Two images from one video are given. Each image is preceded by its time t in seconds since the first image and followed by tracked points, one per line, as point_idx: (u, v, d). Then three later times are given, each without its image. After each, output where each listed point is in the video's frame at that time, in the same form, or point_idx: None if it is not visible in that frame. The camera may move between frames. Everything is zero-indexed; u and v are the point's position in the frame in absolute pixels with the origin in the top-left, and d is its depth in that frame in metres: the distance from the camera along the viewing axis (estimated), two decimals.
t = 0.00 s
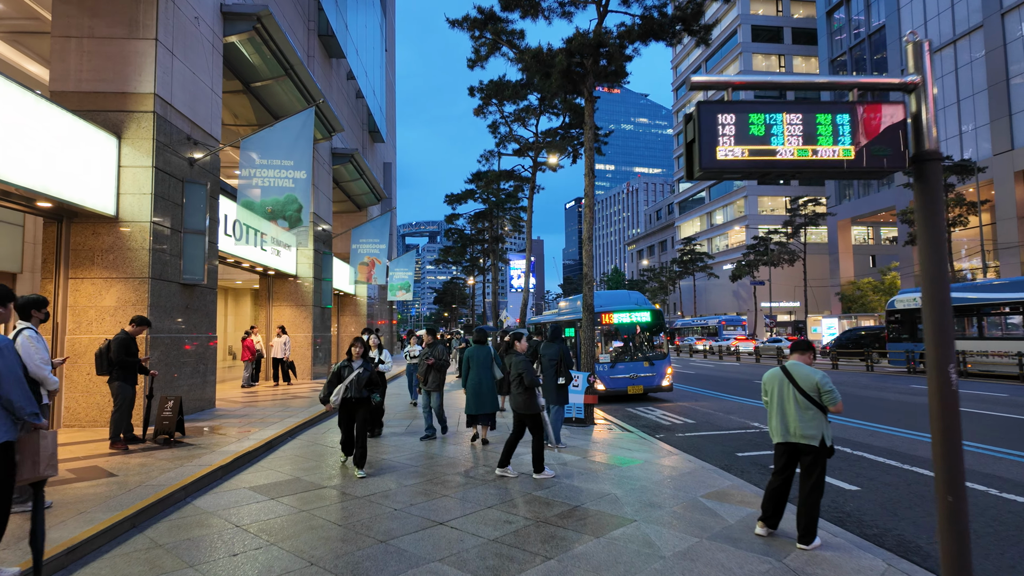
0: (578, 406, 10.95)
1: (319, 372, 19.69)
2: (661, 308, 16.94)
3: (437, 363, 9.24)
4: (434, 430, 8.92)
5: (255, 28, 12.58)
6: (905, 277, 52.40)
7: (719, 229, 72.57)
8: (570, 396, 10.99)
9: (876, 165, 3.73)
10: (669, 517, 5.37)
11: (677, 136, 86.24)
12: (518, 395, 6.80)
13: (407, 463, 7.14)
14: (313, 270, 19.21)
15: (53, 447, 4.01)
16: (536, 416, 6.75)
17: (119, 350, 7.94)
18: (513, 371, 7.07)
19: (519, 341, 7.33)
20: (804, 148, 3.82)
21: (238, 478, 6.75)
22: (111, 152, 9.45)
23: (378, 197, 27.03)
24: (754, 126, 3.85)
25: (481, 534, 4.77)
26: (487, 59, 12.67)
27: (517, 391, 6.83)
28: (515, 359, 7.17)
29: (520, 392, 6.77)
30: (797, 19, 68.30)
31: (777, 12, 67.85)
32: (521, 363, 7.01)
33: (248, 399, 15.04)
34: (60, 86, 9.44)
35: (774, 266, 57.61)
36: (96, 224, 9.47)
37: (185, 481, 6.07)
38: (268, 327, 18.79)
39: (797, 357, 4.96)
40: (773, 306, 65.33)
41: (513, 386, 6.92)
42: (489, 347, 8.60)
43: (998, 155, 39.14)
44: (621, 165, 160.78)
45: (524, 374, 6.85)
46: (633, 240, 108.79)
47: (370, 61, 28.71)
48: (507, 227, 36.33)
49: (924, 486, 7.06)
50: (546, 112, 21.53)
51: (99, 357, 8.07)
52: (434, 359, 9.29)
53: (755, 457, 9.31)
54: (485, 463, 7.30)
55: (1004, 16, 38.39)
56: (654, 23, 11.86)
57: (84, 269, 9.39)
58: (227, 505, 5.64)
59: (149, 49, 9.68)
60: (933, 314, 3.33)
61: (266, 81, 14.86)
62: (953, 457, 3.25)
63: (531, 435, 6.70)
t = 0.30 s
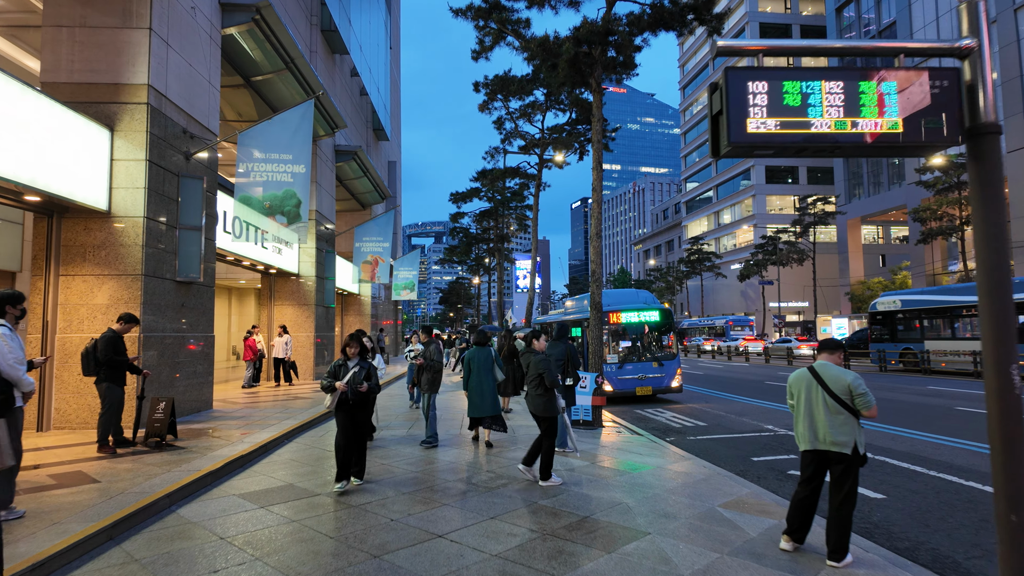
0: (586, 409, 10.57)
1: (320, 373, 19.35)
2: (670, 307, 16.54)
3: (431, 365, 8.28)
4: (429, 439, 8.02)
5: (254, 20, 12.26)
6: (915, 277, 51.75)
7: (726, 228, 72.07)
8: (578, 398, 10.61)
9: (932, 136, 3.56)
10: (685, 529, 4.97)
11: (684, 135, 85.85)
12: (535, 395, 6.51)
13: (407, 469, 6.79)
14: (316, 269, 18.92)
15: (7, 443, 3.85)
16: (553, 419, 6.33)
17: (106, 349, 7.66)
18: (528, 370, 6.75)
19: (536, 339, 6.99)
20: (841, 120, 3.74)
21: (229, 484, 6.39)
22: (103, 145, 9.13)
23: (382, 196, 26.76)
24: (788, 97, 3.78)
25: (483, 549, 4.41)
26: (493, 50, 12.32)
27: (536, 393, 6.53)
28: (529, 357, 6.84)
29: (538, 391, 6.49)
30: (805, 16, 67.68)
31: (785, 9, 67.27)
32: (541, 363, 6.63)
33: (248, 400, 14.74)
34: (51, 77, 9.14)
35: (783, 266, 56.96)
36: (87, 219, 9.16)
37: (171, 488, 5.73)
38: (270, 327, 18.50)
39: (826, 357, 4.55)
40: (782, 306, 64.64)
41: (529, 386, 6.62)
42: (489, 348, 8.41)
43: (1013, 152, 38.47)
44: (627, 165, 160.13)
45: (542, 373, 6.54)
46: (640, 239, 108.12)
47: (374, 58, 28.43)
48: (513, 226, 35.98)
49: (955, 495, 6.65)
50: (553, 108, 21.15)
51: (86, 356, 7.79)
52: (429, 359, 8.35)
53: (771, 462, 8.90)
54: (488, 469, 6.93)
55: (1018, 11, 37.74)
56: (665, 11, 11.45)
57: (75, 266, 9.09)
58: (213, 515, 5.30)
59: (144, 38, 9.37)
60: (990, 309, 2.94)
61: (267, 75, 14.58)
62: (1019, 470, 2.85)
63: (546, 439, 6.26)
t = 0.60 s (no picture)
0: (587, 414, 10.25)
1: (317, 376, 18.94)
2: (673, 309, 16.17)
3: (416, 372, 7.65)
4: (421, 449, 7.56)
5: (246, 14, 11.92)
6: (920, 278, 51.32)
7: (728, 230, 71.71)
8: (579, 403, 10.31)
9: (975, 116, 5.34)
10: (695, 549, 4.61)
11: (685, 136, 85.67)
12: (541, 400, 6.16)
13: (399, 481, 6.43)
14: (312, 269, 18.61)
15: None
16: (556, 428, 6.03)
17: (85, 353, 7.34)
18: (534, 375, 6.43)
19: (546, 343, 6.58)
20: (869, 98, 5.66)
21: (209, 497, 6.04)
22: (85, 142, 8.78)
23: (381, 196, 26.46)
24: (823, 78, 5.75)
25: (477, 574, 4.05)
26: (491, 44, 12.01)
27: (543, 400, 6.16)
28: (537, 361, 6.48)
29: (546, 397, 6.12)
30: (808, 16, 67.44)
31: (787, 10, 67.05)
32: (552, 368, 6.22)
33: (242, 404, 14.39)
34: (32, 71, 8.81)
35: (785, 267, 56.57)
36: (70, 218, 8.82)
37: (145, 504, 5.39)
38: (265, 329, 18.16)
39: (850, 365, 4.17)
40: (784, 307, 64.19)
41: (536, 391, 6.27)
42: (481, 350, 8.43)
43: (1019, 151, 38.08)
44: (629, 166, 159.83)
45: (551, 380, 6.15)
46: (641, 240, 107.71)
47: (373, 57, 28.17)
48: (513, 227, 35.63)
49: (980, 508, 6.27)
50: (553, 106, 20.81)
51: (63, 361, 7.46)
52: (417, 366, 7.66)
53: (781, 470, 8.52)
54: (484, 480, 6.56)
55: None
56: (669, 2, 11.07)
57: (56, 267, 8.75)
58: (188, 533, 4.94)
59: (129, 31, 9.04)
60: None
61: (261, 72, 14.27)
62: None
63: (549, 449, 5.97)
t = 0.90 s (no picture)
0: (588, 416, 9.80)
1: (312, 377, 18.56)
2: (675, 308, 15.80)
3: (393, 375, 7.11)
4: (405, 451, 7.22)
5: (236, 3, 11.56)
6: (923, 277, 50.90)
7: (729, 230, 71.35)
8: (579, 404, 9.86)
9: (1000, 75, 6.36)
10: (702, 562, 4.25)
11: (685, 136, 85.44)
12: (545, 396, 5.80)
13: (387, 487, 6.08)
14: (307, 268, 18.26)
15: None
16: (559, 431, 5.63)
17: (62, 352, 7.00)
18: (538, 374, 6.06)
19: (551, 340, 6.19)
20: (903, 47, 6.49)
21: (184, 505, 5.66)
22: (64, 132, 8.42)
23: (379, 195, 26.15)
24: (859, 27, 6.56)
25: None
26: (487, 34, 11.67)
27: (546, 401, 5.77)
28: (541, 359, 6.09)
29: (550, 397, 5.74)
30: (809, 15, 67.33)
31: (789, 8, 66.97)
32: (555, 368, 5.84)
33: (233, 405, 14.02)
34: (9, 58, 8.48)
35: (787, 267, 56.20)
36: (47, 211, 8.46)
37: (112, 511, 5.02)
38: (259, 329, 17.82)
39: (871, 362, 3.81)
40: (786, 307, 63.76)
41: (540, 389, 5.90)
42: (475, 351, 8.27)
43: None
44: (630, 167, 159.51)
45: (555, 380, 5.77)
46: (642, 241, 107.38)
47: (371, 55, 27.89)
48: (513, 226, 35.28)
49: (1004, 516, 5.90)
50: (554, 102, 20.45)
51: (39, 360, 7.10)
52: (396, 369, 7.10)
53: (789, 474, 8.15)
54: (477, 486, 6.20)
55: None
56: None
57: (33, 262, 8.40)
58: (155, 545, 4.59)
59: (109, 17, 8.69)
60: None
61: (253, 64, 13.93)
62: None
63: (550, 452, 5.61)
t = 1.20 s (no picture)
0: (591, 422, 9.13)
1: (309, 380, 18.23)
2: (679, 309, 15.42)
3: (373, 381, 6.76)
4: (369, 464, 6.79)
5: None
6: (930, 278, 50.41)
7: (734, 230, 70.87)
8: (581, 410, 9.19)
9: None
10: None
11: (689, 135, 85.01)
12: (559, 401, 5.50)
13: (377, 500, 5.74)
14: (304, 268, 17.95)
15: None
16: (573, 441, 5.26)
17: (43, 356, 6.64)
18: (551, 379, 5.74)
19: (562, 344, 5.91)
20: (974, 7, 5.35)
21: (161, 519, 5.33)
22: (46, 127, 8.09)
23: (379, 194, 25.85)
24: None
25: None
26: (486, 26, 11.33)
27: (560, 408, 5.46)
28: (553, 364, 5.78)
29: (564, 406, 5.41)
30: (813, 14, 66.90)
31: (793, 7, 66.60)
32: (568, 373, 5.52)
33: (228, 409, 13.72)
34: None
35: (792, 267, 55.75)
36: (28, 210, 8.16)
37: (80, 528, 4.68)
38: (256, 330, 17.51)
39: (904, 370, 3.45)
40: (791, 308, 63.31)
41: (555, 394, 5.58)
42: (473, 350, 8.18)
43: None
44: (633, 167, 159.12)
45: (566, 386, 5.46)
46: (645, 241, 106.97)
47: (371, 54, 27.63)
48: (515, 226, 34.99)
49: None
50: (556, 99, 20.12)
51: (19, 366, 6.72)
52: (377, 375, 6.72)
53: (801, 483, 7.77)
54: (473, 498, 5.84)
55: None
56: None
57: (14, 263, 8.10)
58: (124, 566, 4.26)
59: (93, 8, 8.38)
60: None
61: (248, 60, 13.63)
62: None
63: (567, 464, 5.22)
